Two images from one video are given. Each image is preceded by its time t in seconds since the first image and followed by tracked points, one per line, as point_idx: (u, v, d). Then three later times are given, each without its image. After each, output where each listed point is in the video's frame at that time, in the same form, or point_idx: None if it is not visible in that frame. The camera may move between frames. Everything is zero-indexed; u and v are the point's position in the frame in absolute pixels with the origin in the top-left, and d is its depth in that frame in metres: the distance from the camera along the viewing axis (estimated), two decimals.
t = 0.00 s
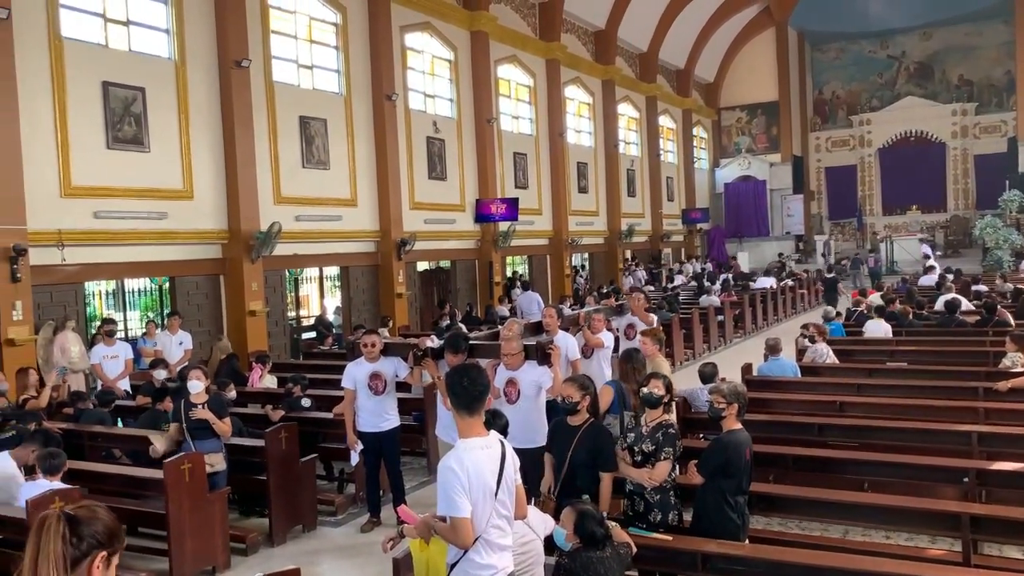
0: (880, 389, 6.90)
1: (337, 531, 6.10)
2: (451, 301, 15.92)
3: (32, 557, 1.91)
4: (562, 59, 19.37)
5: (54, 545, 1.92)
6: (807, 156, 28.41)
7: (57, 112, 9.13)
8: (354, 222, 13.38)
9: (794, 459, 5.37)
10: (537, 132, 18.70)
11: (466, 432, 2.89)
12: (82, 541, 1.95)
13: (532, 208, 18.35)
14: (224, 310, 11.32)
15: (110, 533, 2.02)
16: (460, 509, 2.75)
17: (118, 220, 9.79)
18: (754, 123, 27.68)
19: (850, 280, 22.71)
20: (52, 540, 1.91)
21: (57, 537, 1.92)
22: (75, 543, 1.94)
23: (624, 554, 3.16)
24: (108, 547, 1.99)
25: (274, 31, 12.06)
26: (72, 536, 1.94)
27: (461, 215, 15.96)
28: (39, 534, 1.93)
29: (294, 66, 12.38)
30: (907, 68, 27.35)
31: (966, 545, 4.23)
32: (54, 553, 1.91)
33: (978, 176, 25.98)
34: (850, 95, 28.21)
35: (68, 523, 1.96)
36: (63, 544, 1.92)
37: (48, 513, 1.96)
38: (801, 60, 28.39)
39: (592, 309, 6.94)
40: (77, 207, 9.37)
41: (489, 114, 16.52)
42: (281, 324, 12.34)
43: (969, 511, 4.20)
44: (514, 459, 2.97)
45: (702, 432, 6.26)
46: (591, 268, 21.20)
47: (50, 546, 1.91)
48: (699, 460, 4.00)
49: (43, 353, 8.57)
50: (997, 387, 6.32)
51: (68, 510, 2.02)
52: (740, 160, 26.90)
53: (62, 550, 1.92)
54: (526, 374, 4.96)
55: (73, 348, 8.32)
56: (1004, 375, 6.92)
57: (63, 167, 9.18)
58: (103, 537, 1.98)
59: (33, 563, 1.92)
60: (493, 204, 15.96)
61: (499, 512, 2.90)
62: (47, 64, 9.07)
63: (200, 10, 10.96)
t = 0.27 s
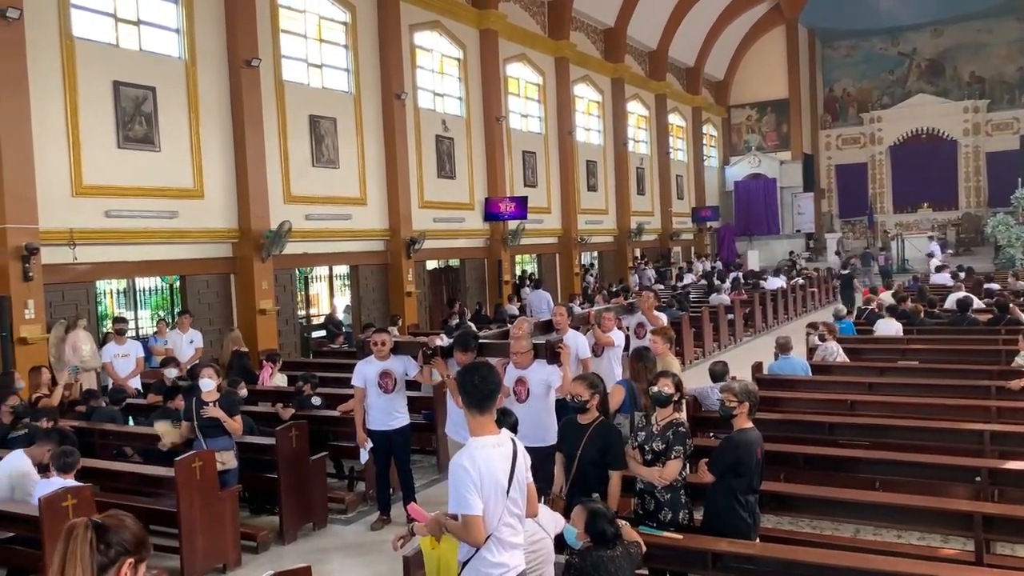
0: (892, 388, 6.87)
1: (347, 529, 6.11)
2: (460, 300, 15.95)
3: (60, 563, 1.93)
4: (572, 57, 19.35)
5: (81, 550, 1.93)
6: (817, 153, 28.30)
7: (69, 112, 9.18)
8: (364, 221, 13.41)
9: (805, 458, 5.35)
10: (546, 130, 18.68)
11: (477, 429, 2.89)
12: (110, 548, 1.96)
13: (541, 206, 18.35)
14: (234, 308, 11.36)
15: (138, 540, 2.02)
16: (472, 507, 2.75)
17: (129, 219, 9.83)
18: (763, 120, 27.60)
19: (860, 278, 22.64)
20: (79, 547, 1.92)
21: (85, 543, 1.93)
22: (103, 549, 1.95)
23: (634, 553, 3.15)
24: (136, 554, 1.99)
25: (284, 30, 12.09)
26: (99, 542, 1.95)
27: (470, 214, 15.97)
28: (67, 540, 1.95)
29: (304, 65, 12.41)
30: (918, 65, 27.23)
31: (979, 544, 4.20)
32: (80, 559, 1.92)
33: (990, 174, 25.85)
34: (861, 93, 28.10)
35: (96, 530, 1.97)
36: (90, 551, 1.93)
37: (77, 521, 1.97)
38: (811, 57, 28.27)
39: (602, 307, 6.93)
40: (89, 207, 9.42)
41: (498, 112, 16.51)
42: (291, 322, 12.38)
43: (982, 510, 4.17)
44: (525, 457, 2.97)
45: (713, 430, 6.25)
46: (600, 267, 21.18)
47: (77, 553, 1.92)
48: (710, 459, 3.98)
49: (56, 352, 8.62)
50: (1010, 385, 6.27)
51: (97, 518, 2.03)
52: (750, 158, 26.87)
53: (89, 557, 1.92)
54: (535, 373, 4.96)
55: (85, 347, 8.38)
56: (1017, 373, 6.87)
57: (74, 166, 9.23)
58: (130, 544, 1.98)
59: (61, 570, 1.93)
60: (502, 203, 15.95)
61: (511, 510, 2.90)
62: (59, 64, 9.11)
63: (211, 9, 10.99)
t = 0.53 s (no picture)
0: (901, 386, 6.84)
1: (355, 527, 6.12)
2: (467, 298, 15.97)
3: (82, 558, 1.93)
4: (579, 55, 19.32)
5: (105, 546, 1.93)
6: (825, 151, 28.19)
7: (77, 112, 9.21)
8: (372, 220, 13.43)
9: (813, 456, 5.33)
10: (553, 128, 18.67)
11: (486, 427, 2.88)
12: (133, 545, 1.97)
13: (549, 204, 18.34)
14: (242, 307, 11.40)
15: (161, 539, 2.03)
16: (480, 505, 2.75)
17: (138, 218, 9.86)
18: (771, 118, 27.51)
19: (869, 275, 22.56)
20: (103, 543, 1.92)
21: (109, 539, 1.94)
22: (126, 546, 1.96)
23: (643, 551, 3.14)
24: (158, 552, 2.00)
25: (291, 29, 12.11)
26: (123, 540, 1.96)
27: (477, 212, 15.96)
28: (91, 536, 1.95)
29: (311, 64, 12.42)
30: (927, 62, 27.11)
31: (988, 543, 4.18)
32: (103, 555, 1.92)
33: (1000, 171, 25.71)
34: (870, 90, 27.98)
35: (120, 527, 1.98)
36: (114, 547, 1.94)
37: (102, 518, 1.98)
38: (819, 54, 28.17)
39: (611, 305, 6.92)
40: (98, 206, 9.46)
41: (506, 110, 16.50)
42: (299, 320, 12.41)
43: (991, 508, 4.15)
44: (534, 455, 2.97)
45: (721, 428, 6.24)
46: (608, 265, 21.16)
47: (101, 548, 1.92)
48: (718, 457, 3.97)
49: (65, 350, 8.66)
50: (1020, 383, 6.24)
51: (120, 516, 2.03)
52: (758, 156, 26.84)
53: (112, 553, 1.93)
54: (542, 372, 4.96)
55: (94, 345, 8.44)
56: None
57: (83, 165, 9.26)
58: (153, 542, 1.99)
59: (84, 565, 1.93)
60: (510, 201, 15.93)
61: (520, 508, 2.90)
62: (68, 63, 9.15)
63: (218, 9, 11.01)
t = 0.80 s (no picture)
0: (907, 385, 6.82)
1: (360, 527, 6.13)
2: (472, 297, 15.98)
3: (95, 558, 1.93)
4: (583, 54, 19.30)
5: (117, 545, 1.94)
6: (830, 149, 28.13)
7: (82, 112, 9.23)
8: (376, 219, 13.44)
9: (818, 455, 5.32)
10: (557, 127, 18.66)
11: (490, 427, 2.88)
12: (145, 544, 1.97)
13: (553, 203, 18.34)
14: (247, 306, 11.41)
15: (172, 539, 2.04)
16: (485, 504, 2.75)
17: (143, 218, 9.88)
18: (776, 116, 27.46)
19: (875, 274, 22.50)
20: (116, 541, 1.94)
21: (122, 538, 1.95)
22: (139, 545, 1.96)
23: (648, 551, 3.14)
24: (170, 551, 2.01)
25: (295, 28, 12.11)
26: (135, 539, 1.96)
27: (481, 211, 15.96)
28: (104, 536, 1.96)
29: (314, 64, 12.42)
30: (933, 59, 27.03)
31: (994, 541, 4.16)
32: (116, 554, 1.93)
33: (1006, 168, 25.63)
34: (875, 88, 27.90)
35: (133, 526, 1.98)
36: (126, 546, 1.94)
37: (115, 518, 1.99)
38: (824, 53, 28.09)
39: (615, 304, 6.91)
40: (103, 206, 9.48)
41: (510, 109, 16.49)
42: (304, 320, 12.42)
43: (997, 507, 4.14)
44: (539, 454, 2.96)
45: (725, 427, 6.22)
46: (612, 264, 21.13)
47: (114, 547, 1.93)
48: (723, 456, 3.95)
49: (70, 350, 8.68)
50: None
51: (132, 514, 2.04)
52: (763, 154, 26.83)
53: (125, 551, 1.93)
54: (546, 371, 4.95)
55: (99, 345, 8.51)
56: None
57: (88, 165, 9.28)
58: (165, 541, 2.00)
59: (96, 564, 1.94)
60: (514, 200, 15.92)
61: (525, 507, 2.90)
62: (73, 64, 9.17)
63: (222, 9, 11.02)
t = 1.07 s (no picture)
0: (910, 383, 6.81)
1: (363, 526, 6.13)
2: (474, 296, 15.99)
3: (102, 556, 1.94)
4: (586, 53, 19.29)
5: (123, 543, 1.94)
6: (833, 148, 28.06)
7: (85, 112, 9.24)
8: (378, 219, 13.43)
9: (821, 454, 5.31)
10: (560, 126, 18.65)
11: (493, 425, 2.88)
12: (150, 542, 1.97)
13: (555, 202, 18.33)
14: (250, 305, 11.42)
15: (176, 537, 2.04)
16: (487, 502, 2.75)
17: (145, 218, 9.89)
18: (779, 115, 27.41)
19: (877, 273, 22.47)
20: (122, 538, 1.94)
21: (127, 536, 1.95)
22: (144, 543, 1.96)
23: (651, 549, 3.14)
24: (174, 550, 2.01)
25: (297, 28, 12.11)
26: (140, 537, 1.97)
27: (484, 210, 15.95)
28: (110, 534, 1.96)
29: (316, 63, 12.43)
30: (936, 58, 26.98)
31: (997, 540, 4.15)
32: (122, 552, 1.93)
33: (1009, 167, 25.58)
34: (877, 86, 27.86)
35: (137, 524, 1.98)
36: (132, 544, 1.95)
37: (120, 516, 1.99)
38: (826, 51, 28.05)
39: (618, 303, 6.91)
40: (106, 206, 9.49)
41: (512, 109, 16.48)
42: (307, 319, 12.43)
43: (1001, 506, 4.12)
44: (542, 453, 2.96)
45: (728, 426, 6.21)
46: (615, 263, 21.11)
47: (120, 545, 1.93)
48: (726, 455, 3.95)
49: (74, 350, 8.69)
50: None
51: (137, 513, 2.04)
52: (765, 153, 26.80)
53: (131, 549, 1.94)
54: (548, 370, 4.95)
55: (103, 345, 8.54)
56: None
57: (91, 165, 9.30)
58: (169, 538, 2.00)
59: (103, 562, 1.94)
60: (516, 200, 15.92)
61: (527, 506, 2.90)
62: (75, 64, 9.18)
63: (224, 9, 11.01)
